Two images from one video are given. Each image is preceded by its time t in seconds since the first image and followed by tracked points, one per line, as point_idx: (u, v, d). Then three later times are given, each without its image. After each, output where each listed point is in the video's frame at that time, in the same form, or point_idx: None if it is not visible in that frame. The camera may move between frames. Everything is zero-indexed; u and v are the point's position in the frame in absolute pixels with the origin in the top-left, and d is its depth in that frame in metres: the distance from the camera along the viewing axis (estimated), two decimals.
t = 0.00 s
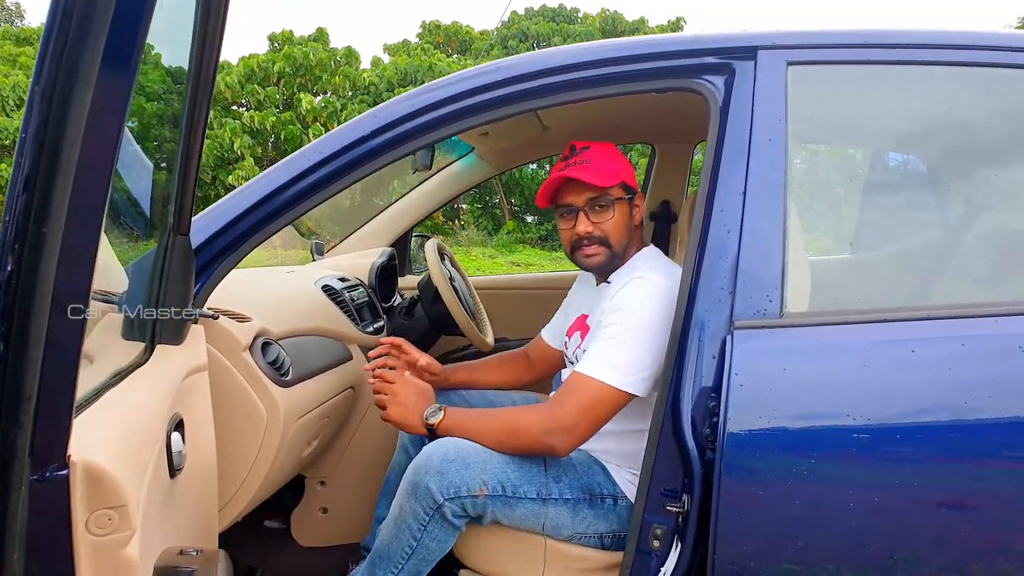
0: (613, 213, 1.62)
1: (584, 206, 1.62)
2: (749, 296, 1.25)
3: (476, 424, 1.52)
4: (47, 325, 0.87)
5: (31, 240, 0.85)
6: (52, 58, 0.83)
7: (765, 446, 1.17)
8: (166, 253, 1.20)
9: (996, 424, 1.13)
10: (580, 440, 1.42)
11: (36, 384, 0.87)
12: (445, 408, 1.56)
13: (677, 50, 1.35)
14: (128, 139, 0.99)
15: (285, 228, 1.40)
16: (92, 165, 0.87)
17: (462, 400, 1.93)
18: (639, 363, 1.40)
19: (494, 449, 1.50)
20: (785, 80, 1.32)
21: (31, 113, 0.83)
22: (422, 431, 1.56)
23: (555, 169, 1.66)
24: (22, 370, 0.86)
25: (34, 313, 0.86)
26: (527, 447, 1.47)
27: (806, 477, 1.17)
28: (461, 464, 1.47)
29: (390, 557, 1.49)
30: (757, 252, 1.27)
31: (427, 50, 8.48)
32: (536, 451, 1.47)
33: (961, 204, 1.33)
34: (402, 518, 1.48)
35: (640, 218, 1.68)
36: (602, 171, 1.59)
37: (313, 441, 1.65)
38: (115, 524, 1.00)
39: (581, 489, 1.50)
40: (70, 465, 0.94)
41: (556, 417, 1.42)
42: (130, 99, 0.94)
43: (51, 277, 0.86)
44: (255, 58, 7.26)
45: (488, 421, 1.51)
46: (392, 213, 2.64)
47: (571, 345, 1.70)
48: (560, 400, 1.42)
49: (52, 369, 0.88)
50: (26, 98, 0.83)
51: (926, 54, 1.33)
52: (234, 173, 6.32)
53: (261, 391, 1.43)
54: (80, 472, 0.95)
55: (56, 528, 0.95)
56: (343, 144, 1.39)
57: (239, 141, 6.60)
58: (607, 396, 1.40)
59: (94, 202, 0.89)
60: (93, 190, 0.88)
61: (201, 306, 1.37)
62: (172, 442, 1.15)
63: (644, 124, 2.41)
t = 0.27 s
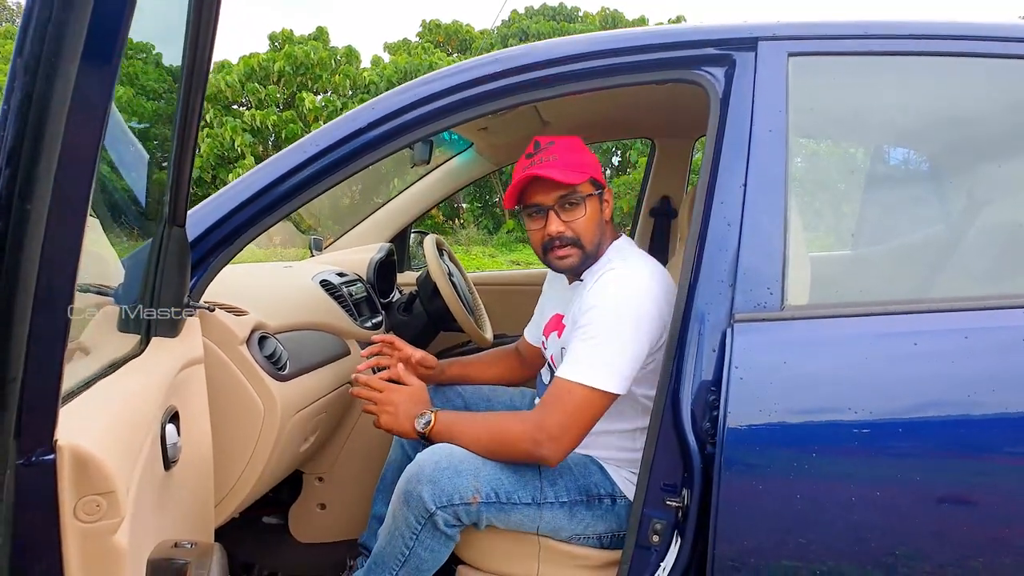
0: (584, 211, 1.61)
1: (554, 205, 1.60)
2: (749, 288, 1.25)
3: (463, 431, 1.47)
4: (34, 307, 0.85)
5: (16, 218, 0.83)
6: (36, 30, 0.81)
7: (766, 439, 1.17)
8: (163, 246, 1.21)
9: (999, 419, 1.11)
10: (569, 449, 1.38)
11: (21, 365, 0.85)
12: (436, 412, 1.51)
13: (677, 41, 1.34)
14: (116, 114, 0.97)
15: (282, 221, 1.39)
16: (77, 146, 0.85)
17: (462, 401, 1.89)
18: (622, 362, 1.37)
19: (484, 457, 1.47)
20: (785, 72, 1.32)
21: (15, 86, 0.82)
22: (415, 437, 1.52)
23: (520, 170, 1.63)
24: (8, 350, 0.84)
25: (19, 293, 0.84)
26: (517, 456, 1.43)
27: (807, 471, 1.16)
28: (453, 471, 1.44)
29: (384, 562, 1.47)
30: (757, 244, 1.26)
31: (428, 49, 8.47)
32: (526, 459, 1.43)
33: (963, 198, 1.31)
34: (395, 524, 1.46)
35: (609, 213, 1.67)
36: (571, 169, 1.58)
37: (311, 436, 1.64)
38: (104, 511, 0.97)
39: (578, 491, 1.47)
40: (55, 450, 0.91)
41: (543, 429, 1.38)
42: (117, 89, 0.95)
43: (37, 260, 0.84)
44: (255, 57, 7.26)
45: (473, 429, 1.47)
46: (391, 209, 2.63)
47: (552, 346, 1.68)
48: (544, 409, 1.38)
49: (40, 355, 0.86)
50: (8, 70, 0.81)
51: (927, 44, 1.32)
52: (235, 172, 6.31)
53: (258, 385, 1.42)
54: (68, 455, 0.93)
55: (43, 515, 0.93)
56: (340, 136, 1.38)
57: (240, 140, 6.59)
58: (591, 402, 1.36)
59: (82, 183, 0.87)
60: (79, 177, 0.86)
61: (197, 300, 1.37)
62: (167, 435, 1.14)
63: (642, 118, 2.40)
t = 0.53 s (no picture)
0: (562, 211, 1.60)
1: (531, 208, 1.59)
2: (747, 280, 1.24)
3: (452, 434, 1.45)
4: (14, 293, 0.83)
5: None
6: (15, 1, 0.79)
7: (765, 432, 1.16)
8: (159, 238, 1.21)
9: (1000, 413, 1.11)
10: (556, 455, 1.36)
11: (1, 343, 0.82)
12: (433, 407, 1.49)
13: (675, 32, 1.34)
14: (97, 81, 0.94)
15: (279, 214, 1.39)
16: (62, 120, 0.82)
17: (458, 399, 1.89)
18: (604, 365, 1.36)
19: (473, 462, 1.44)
20: (784, 63, 1.31)
21: None
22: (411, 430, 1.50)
23: (494, 175, 1.62)
24: None
25: None
26: (505, 463, 1.41)
27: (806, 464, 1.15)
28: (449, 472, 1.42)
29: (381, 561, 1.46)
30: (755, 236, 1.26)
31: (431, 50, 8.47)
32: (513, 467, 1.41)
33: (965, 192, 1.31)
34: (390, 524, 1.44)
35: (587, 213, 1.66)
36: (546, 170, 1.57)
37: (309, 430, 1.64)
38: (91, 493, 0.92)
39: (575, 491, 1.46)
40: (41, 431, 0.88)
41: (529, 435, 1.36)
42: (112, 89, 1.02)
43: (18, 236, 0.82)
44: (260, 58, 7.28)
45: (461, 435, 1.44)
46: (391, 205, 2.63)
47: (535, 348, 1.67)
48: (531, 415, 1.36)
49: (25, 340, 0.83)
50: None
51: (927, 35, 1.31)
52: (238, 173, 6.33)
53: (255, 378, 1.41)
54: (52, 438, 0.88)
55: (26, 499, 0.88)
56: (338, 128, 1.38)
57: (244, 141, 6.60)
58: (575, 406, 1.35)
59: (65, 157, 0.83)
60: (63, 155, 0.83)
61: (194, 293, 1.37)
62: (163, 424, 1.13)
63: (642, 113, 2.39)
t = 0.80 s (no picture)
0: (561, 206, 1.59)
1: (530, 204, 1.58)
2: (745, 272, 1.23)
3: (453, 431, 1.44)
4: None
5: None
6: None
7: (763, 424, 1.15)
8: (154, 227, 1.22)
9: (1004, 409, 1.09)
10: (558, 455, 1.35)
11: None
12: (432, 402, 1.48)
13: (674, 22, 1.34)
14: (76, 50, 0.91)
15: (276, 205, 1.39)
16: (37, 94, 0.79)
17: (455, 393, 1.89)
18: (610, 363, 1.34)
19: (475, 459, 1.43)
20: (783, 52, 1.31)
21: None
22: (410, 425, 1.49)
23: (490, 169, 1.60)
24: None
25: None
26: (506, 461, 1.39)
27: (806, 458, 1.14)
28: (447, 467, 1.40)
29: (377, 557, 1.43)
30: (754, 227, 1.25)
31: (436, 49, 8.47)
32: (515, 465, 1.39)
33: (969, 189, 1.29)
34: (388, 519, 1.42)
35: (586, 208, 1.66)
36: (545, 164, 1.56)
37: (307, 424, 1.64)
38: (70, 470, 0.88)
39: (574, 486, 1.44)
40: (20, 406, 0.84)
41: (533, 434, 1.35)
42: (117, 91, 1.10)
43: None
44: (265, 57, 7.29)
45: (463, 432, 1.43)
46: (392, 200, 2.62)
47: (535, 343, 1.66)
48: (534, 413, 1.35)
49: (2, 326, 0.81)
50: None
51: (928, 24, 1.30)
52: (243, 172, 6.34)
53: (252, 371, 1.41)
54: (30, 413, 0.84)
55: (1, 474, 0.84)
56: (335, 119, 1.38)
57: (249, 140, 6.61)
58: (578, 404, 1.33)
59: (41, 134, 0.80)
60: (37, 137, 0.80)
61: (190, 284, 1.36)
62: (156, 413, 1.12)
63: (643, 108, 2.38)
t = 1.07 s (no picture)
0: (564, 198, 1.58)
1: (532, 194, 1.58)
2: (742, 264, 1.23)
3: (453, 424, 1.44)
4: None
5: None
6: None
7: (759, 416, 1.14)
8: (150, 220, 1.22)
9: (1007, 403, 1.08)
10: (557, 447, 1.35)
11: None
12: (429, 394, 1.48)
13: (672, 14, 1.34)
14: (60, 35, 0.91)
15: (274, 198, 1.39)
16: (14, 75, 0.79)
17: (454, 386, 1.90)
18: (612, 358, 1.34)
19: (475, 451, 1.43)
20: (779, 45, 1.31)
21: None
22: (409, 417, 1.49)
23: (496, 157, 1.61)
24: None
25: None
26: (506, 453, 1.40)
27: (802, 450, 1.13)
28: (444, 458, 1.40)
29: (374, 549, 1.43)
30: (750, 219, 1.25)
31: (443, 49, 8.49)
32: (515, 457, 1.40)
33: (973, 186, 1.28)
34: (384, 511, 1.42)
35: (591, 202, 1.65)
36: (548, 155, 1.56)
37: (306, 418, 1.64)
38: (53, 447, 0.87)
39: (571, 479, 1.44)
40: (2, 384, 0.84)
41: (533, 427, 1.34)
42: (127, 92, 1.14)
43: None
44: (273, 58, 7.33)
45: (463, 425, 1.43)
46: (395, 197, 2.63)
47: (535, 338, 1.66)
48: (534, 407, 1.35)
49: None
50: None
51: (924, 16, 1.30)
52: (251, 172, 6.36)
53: (250, 363, 1.41)
54: (12, 390, 0.85)
55: None
56: (332, 112, 1.39)
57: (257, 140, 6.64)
58: (578, 398, 1.33)
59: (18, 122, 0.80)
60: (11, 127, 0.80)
61: (189, 277, 1.37)
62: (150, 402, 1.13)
63: (645, 104, 2.38)
